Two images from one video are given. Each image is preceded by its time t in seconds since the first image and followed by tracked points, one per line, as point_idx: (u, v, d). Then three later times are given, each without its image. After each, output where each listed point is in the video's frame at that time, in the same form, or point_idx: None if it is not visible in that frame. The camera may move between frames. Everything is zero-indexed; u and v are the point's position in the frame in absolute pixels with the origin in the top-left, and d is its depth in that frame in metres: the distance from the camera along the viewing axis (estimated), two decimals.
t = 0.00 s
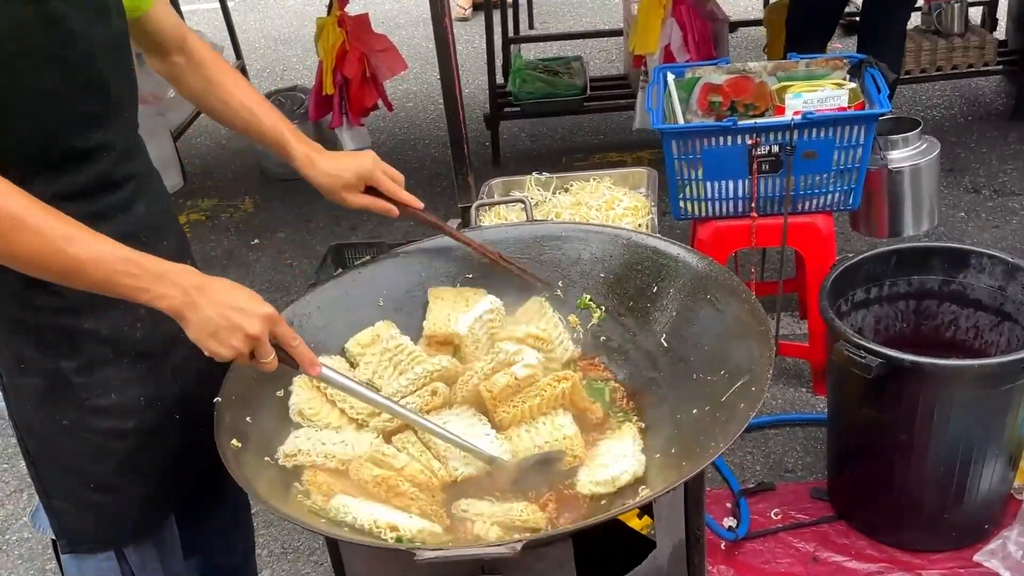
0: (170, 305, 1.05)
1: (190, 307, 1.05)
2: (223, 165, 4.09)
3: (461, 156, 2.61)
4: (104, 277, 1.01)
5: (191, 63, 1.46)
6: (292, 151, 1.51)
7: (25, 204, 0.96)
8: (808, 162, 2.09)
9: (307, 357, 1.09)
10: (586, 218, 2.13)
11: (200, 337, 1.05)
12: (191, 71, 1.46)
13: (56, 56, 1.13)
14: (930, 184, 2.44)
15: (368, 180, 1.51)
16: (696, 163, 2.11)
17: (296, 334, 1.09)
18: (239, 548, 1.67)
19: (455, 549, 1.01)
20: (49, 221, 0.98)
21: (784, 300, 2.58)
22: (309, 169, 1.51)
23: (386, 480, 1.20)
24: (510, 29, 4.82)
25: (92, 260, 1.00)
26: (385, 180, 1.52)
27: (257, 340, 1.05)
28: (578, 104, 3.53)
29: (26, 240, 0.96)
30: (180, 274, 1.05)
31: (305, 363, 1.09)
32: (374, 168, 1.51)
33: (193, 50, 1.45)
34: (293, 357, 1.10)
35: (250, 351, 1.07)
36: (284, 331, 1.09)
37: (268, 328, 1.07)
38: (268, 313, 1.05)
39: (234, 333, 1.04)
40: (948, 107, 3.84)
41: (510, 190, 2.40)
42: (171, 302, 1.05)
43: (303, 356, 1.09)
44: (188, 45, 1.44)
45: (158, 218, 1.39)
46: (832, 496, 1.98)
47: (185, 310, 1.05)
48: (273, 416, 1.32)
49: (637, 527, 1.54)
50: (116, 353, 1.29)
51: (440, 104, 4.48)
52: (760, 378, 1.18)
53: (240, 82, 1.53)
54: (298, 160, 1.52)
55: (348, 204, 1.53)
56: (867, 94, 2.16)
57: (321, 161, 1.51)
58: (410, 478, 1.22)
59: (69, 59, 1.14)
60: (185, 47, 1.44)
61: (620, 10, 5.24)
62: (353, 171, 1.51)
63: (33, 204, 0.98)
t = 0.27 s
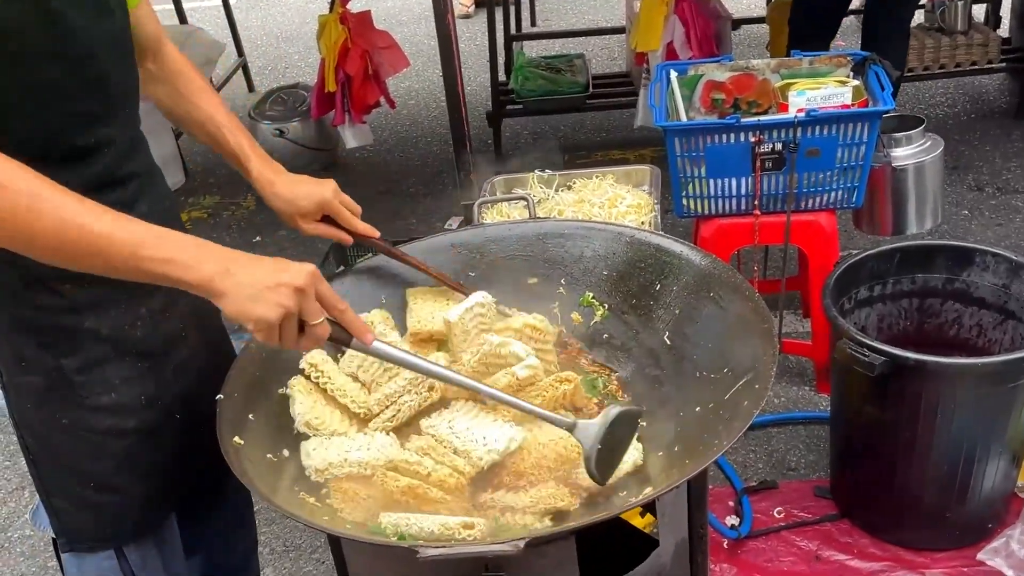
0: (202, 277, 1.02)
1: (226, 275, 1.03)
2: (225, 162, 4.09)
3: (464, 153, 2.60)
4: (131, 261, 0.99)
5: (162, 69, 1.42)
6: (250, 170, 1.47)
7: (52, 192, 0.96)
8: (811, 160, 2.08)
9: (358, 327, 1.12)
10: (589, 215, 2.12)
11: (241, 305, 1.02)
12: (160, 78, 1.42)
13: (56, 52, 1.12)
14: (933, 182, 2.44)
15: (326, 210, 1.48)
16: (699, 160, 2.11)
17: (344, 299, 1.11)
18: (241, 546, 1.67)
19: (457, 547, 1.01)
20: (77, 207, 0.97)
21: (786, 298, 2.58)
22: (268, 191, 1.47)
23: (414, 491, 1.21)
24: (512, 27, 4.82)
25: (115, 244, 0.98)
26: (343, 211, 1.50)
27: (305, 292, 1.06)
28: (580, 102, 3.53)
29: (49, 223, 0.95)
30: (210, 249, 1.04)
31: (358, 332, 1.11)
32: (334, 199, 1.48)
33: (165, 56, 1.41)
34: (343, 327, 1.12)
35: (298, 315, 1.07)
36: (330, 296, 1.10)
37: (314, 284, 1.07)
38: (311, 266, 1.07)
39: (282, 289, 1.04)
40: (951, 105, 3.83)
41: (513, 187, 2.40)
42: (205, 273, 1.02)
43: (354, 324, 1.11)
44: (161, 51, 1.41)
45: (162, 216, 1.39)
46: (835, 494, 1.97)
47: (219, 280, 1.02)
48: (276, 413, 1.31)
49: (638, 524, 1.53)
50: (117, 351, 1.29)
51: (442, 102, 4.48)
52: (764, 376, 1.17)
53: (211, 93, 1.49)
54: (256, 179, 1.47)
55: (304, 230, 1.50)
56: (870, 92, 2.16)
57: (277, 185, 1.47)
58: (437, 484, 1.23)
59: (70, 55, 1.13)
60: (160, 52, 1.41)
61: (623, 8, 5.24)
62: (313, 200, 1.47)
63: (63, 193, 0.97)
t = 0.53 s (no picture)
0: (269, 278, 1.05)
1: (297, 277, 1.06)
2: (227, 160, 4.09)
3: (466, 151, 2.60)
4: (205, 261, 1.02)
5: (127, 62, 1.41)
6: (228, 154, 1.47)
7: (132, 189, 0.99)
8: (814, 158, 2.08)
9: (404, 330, 1.17)
10: (591, 213, 2.12)
11: (312, 303, 1.05)
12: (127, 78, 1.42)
13: (58, 52, 1.12)
14: (937, 179, 2.43)
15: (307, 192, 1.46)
16: (702, 159, 2.10)
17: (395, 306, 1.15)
18: (242, 545, 1.67)
19: (458, 546, 1.00)
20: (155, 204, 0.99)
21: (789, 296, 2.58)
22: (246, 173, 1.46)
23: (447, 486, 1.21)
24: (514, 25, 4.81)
25: (189, 243, 1.00)
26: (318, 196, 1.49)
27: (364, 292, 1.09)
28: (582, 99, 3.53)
29: (125, 220, 0.97)
30: (284, 254, 1.07)
31: (403, 333, 1.17)
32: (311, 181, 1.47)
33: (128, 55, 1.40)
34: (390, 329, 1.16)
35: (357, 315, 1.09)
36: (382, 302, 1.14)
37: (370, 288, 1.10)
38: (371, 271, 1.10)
39: (346, 289, 1.07)
40: (954, 103, 3.83)
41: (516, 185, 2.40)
42: (279, 275, 1.05)
43: (400, 327, 1.16)
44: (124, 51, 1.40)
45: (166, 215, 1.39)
46: (837, 493, 1.97)
47: (290, 282, 1.05)
48: (275, 411, 1.31)
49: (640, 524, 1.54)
50: (119, 352, 1.29)
51: (444, 100, 4.47)
52: (766, 375, 1.17)
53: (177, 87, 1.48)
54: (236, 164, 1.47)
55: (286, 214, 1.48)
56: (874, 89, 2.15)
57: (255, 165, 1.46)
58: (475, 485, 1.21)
59: (71, 54, 1.13)
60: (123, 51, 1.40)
61: (625, 6, 5.23)
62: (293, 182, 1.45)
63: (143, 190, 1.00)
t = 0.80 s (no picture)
0: (242, 269, 1.05)
1: (270, 268, 1.07)
2: (229, 158, 4.09)
3: (468, 149, 2.60)
4: (181, 256, 1.02)
5: (188, 51, 1.43)
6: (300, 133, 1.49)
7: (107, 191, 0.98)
8: (817, 156, 2.08)
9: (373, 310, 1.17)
10: (593, 212, 2.12)
11: (285, 293, 1.07)
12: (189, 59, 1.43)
13: (51, 55, 1.12)
14: (939, 178, 2.43)
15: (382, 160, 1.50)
16: (704, 157, 2.10)
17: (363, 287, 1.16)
18: (243, 547, 1.67)
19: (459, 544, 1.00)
20: (127, 204, 0.99)
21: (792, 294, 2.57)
22: (318, 148, 1.50)
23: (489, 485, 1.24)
24: (517, 23, 4.81)
25: (164, 240, 1.00)
26: (400, 161, 1.52)
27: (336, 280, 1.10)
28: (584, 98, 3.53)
29: (97, 221, 0.97)
30: (254, 243, 1.08)
31: (373, 314, 1.16)
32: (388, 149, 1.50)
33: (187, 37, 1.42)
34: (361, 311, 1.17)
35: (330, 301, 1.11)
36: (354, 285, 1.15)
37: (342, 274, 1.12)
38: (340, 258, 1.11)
39: (318, 277, 1.09)
40: (957, 101, 3.82)
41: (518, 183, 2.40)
42: (252, 267, 1.06)
43: (370, 308, 1.16)
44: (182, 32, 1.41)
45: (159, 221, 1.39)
46: (840, 492, 1.97)
47: (262, 272, 1.07)
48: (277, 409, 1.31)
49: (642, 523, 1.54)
50: (111, 359, 1.29)
51: (446, 98, 4.47)
52: (769, 373, 1.17)
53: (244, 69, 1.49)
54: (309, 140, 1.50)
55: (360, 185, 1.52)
56: (876, 88, 2.14)
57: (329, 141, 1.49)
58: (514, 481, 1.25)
59: (64, 58, 1.13)
60: (181, 33, 1.41)
61: (628, 4, 5.23)
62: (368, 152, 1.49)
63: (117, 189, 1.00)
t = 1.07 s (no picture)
0: (153, 269, 0.99)
1: (176, 263, 1.00)
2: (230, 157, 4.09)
3: (468, 148, 2.60)
4: (100, 268, 0.99)
5: (175, 76, 1.42)
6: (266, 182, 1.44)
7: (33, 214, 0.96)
8: (818, 155, 2.07)
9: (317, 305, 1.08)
10: (595, 210, 2.12)
11: (192, 290, 0.99)
12: (173, 84, 1.42)
13: (44, 58, 1.11)
14: (941, 176, 2.42)
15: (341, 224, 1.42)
16: (706, 155, 2.10)
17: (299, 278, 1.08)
18: (242, 548, 1.67)
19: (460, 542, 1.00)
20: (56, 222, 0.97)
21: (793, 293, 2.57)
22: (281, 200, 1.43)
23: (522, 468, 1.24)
24: (519, 21, 4.81)
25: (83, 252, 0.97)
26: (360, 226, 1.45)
27: (254, 273, 1.02)
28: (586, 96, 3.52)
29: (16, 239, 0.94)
30: (166, 242, 1.01)
31: (315, 308, 1.08)
32: (350, 212, 1.43)
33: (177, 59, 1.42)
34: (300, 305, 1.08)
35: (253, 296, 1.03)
36: (284, 275, 1.07)
37: (265, 266, 1.04)
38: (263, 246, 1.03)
39: (233, 271, 1.01)
40: (960, 100, 3.81)
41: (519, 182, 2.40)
42: (156, 264, 0.99)
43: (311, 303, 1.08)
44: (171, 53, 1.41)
45: (154, 225, 1.38)
46: (841, 491, 1.96)
47: (170, 269, 1.00)
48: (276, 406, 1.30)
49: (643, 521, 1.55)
50: (103, 365, 1.28)
51: (448, 96, 4.47)
52: (770, 372, 1.16)
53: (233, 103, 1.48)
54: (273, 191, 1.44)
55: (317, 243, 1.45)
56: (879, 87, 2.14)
57: (292, 195, 1.43)
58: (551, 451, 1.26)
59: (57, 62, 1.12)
60: (172, 55, 1.41)
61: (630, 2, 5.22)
62: (329, 212, 1.42)
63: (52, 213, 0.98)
